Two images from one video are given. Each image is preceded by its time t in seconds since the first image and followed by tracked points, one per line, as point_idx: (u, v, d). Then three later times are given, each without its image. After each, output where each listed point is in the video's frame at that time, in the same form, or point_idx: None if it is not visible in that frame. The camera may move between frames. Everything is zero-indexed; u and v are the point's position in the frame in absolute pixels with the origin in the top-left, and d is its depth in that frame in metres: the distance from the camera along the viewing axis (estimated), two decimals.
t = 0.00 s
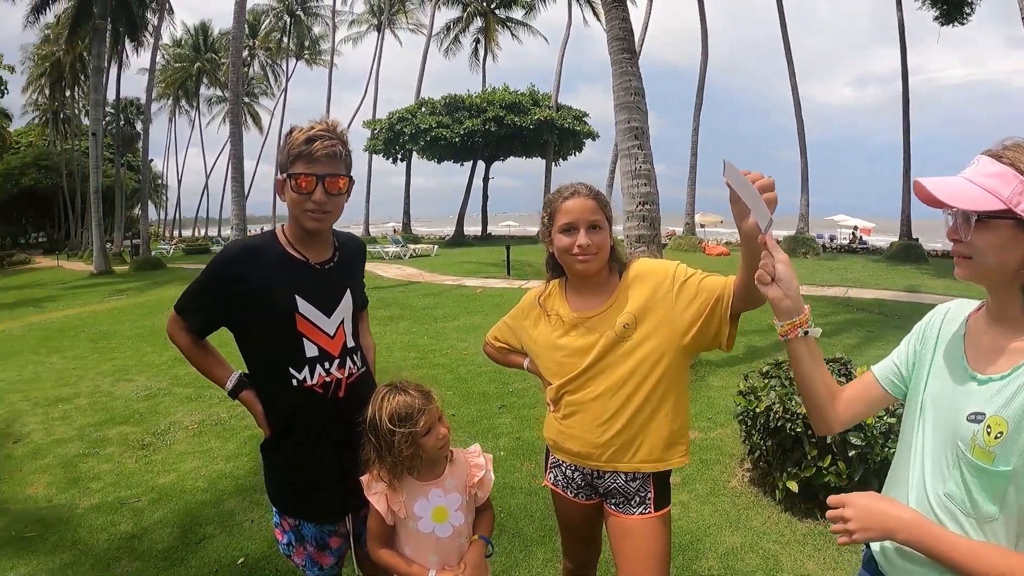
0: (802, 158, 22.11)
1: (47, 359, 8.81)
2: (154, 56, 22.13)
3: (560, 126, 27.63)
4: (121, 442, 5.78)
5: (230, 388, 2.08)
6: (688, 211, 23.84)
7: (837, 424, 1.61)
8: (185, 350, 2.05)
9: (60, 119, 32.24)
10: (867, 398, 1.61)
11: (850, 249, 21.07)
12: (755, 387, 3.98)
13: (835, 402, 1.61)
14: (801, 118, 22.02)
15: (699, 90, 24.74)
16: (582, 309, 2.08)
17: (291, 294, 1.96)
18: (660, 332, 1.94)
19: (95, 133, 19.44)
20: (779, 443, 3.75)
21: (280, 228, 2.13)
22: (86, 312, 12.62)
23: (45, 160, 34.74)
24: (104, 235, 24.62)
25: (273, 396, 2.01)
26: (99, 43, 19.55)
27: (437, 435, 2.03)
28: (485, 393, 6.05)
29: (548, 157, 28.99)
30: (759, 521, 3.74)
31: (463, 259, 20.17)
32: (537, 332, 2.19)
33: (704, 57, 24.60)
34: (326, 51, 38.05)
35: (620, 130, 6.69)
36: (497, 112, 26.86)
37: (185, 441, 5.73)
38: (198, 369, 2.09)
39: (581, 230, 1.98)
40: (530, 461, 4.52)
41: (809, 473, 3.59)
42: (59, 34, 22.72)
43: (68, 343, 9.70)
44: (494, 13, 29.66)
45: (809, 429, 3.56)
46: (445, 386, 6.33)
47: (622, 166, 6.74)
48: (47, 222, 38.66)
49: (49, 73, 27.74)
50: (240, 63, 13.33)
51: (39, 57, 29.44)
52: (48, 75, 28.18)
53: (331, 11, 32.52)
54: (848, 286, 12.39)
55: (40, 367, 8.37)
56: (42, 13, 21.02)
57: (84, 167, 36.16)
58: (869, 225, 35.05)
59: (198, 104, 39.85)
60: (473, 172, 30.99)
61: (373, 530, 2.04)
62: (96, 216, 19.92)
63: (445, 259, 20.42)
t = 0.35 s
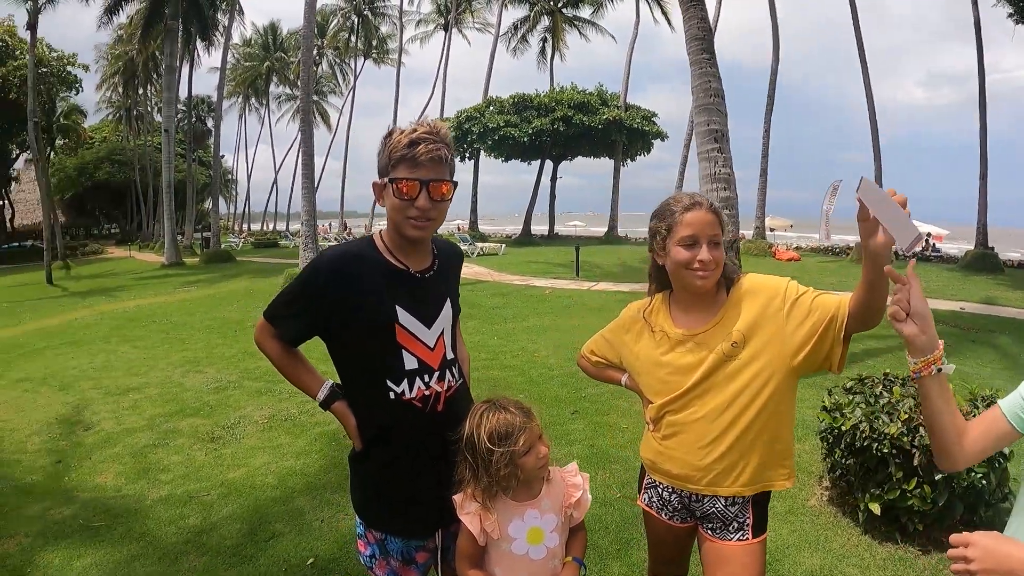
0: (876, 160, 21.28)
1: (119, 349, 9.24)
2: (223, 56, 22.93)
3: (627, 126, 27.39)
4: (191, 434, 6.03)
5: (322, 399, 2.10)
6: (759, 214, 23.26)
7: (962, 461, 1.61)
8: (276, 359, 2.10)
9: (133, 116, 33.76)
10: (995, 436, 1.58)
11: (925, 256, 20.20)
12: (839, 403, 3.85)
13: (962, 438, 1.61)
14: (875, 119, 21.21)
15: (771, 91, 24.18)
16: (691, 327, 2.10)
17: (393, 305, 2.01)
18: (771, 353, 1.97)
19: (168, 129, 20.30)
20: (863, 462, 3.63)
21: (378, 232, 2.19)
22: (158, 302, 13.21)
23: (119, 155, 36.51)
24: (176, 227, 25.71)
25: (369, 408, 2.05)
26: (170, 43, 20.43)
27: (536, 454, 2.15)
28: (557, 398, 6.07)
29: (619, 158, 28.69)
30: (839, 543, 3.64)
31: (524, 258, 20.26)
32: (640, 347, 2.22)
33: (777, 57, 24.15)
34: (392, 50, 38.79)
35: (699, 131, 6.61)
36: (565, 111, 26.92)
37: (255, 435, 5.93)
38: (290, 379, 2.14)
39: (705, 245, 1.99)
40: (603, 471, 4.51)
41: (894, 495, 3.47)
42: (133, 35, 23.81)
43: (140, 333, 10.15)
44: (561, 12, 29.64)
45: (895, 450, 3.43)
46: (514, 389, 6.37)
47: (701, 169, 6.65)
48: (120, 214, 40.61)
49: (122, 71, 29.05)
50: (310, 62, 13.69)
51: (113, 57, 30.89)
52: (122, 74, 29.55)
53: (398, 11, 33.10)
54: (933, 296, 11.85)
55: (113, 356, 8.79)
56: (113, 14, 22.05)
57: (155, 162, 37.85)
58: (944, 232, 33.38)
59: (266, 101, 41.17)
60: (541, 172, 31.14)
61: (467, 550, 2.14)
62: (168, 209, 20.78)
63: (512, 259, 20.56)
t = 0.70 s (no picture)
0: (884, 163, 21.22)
1: (125, 346, 9.28)
2: (231, 54, 23.00)
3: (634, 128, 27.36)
4: (196, 431, 6.05)
5: (327, 397, 2.09)
6: (766, 217, 23.19)
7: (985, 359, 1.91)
8: (282, 357, 2.08)
9: (140, 114, 33.91)
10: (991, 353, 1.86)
11: (931, 260, 20.14)
12: (844, 407, 3.83)
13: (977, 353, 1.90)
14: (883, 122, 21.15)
15: (777, 93, 24.11)
16: (695, 327, 2.10)
17: (397, 303, 2.01)
18: (772, 354, 1.98)
19: (176, 128, 20.39)
20: (867, 466, 3.62)
21: (386, 231, 2.20)
22: (165, 300, 13.27)
23: (126, 154, 36.67)
24: (183, 225, 25.79)
25: (373, 406, 2.06)
26: (179, 42, 20.48)
27: (539, 453, 2.14)
28: (562, 398, 6.07)
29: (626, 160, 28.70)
30: (841, 547, 3.64)
31: (529, 260, 20.29)
32: (644, 348, 2.22)
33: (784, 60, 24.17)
34: (400, 50, 38.89)
35: (705, 133, 6.60)
36: (572, 112, 26.88)
37: (260, 433, 5.95)
38: (294, 375, 2.10)
39: (715, 247, 1.99)
40: (605, 472, 4.51)
41: (897, 499, 3.46)
42: (140, 33, 23.90)
43: (147, 331, 10.20)
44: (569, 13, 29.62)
45: (899, 454, 3.42)
46: (519, 389, 6.38)
47: (707, 171, 6.64)
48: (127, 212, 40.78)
49: (131, 70, 29.17)
50: (318, 61, 13.72)
51: (121, 55, 31.00)
52: (130, 72, 29.67)
53: (406, 11, 33.12)
54: (940, 300, 11.81)
55: (119, 353, 8.83)
56: (122, 13, 22.20)
57: (162, 161, 38.01)
58: (951, 236, 33.27)
59: (273, 101, 41.31)
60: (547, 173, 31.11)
61: (470, 549, 2.14)
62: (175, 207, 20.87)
63: (517, 260, 20.55)
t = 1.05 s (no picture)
0: (879, 166, 21.34)
1: (122, 348, 9.26)
2: (228, 56, 22.99)
3: (630, 130, 27.48)
4: (193, 433, 6.03)
5: (322, 398, 2.08)
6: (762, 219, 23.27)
7: None
8: (276, 357, 2.10)
9: (137, 116, 33.86)
10: None
11: (927, 262, 20.23)
12: (839, 408, 3.85)
13: None
14: (878, 124, 21.26)
15: (773, 96, 24.22)
16: (684, 333, 2.12)
17: (389, 305, 2.01)
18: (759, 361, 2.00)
19: (173, 129, 20.36)
20: (861, 467, 3.63)
21: (377, 235, 2.18)
22: (162, 302, 13.24)
23: (123, 155, 36.60)
24: (179, 227, 25.74)
25: (368, 407, 2.06)
26: (176, 44, 20.45)
27: (532, 454, 2.15)
28: (558, 401, 6.08)
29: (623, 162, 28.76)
30: (836, 548, 3.64)
31: (526, 262, 20.32)
32: (632, 353, 2.23)
33: (780, 62, 24.26)
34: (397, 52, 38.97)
35: (701, 136, 6.61)
36: (567, 115, 26.93)
37: (256, 435, 5.94)
38: (289, 376, 2.13)
39: (712, 254, 2.00)
40: (599, 474, 4.52)
41: (891, 500, 3.47)
42: (136, 35, 23.88)
43: (144, 333, 10.19)
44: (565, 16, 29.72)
45: (892, 455, 3.44)
46: (516, 392, 6.38)
47: (702, 174, 6.66)
48: (123, 213, 40.71)
49: (128, 71, 29.14)
50: (315, 64, 13.73)
51: (118, 57, 30.96)
52: (127, 74, 29.63)
53: (402, 14, 33.18)
54: (935, 302, 11.85)
55: (116, 355, 8.82)
56: (119, 15, 22.18)
57: (159, 162, 37.96)
58: (947, 239, 33.43)
59: (270, 103, 41.34)
60: (543, 176, 31.16)
61: (465, 549, 2.14)
62: (171, 209, 20.83)
63: (513, 262, 20.56)
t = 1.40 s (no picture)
0: (854, 169, 21.67)
1: (98, 355, 9.11)
2: (206, 60, 22.80)
3: (608, 134, 27.70)
4: (170, 439, 5.94)
5: (294, 398, 2.05)
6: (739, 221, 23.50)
7: None
8: (247, 357, 2.07)
9: (114, 121, 33.41)
10: None
11: (902, 262, 20.53)
12: (813, 407, 3.87)
13: None
14: (853, 128, 21.59)
15: (749, 100, 24.52)
16: (649, 333, 2.14)
17: (359, 304, 2.01)
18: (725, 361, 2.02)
19: (149, 134, 20.11)
20: (837, 464, 3.66)
21: (346, 237, 2.15)
22: (139, 309, 13.05)
23: (100, 160, 36.09)
24: (157, 233, 25.41)
25: (338, 406, 2.05)
26: (153, 47, 20.22)
27: (503, 450, 2.14)
28: (536, 403, 6.07)
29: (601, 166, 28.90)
30: (813, 543, 3.67)
31: (506, 266, 20.35)
32: (602, 355, 2.25)
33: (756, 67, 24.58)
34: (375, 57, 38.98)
35: (676, 139, 6.66)
36: (545, 119, 27.03)
37: (234, 441, 5.86)
38: (260, 376, 2.10)
39: (672, 250, 2.02)
40: (578, 475, 4.51)
41: (867, 496, 3.50)
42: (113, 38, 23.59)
43: (121, 339, 10.03)
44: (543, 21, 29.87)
45: (868, 452, 3.47)
46: (494, 395, 6.36)
47: (678, 177, 6.69)
48: (100, 219, 40.12)
49: (104, 75, 28.79)
50: (293, 68, 13.64)
51: (95, 61, 30.56)
52: (103, 78, 29.25)
53: (381, 18, 33.14)
54: (908, 302, 12.04)
55: (92, 362, 8.67)
56: (96, 18, 21.91)
57: (136, 168, 37.48)
58: (922, 240, 34.00)
59: (248, 108, 41.03)
60: (522, 180, 31.25)
61: (439, 547, 2.12)
62: (148, 215, 20.57)
63: (493, 266, 20.56)
